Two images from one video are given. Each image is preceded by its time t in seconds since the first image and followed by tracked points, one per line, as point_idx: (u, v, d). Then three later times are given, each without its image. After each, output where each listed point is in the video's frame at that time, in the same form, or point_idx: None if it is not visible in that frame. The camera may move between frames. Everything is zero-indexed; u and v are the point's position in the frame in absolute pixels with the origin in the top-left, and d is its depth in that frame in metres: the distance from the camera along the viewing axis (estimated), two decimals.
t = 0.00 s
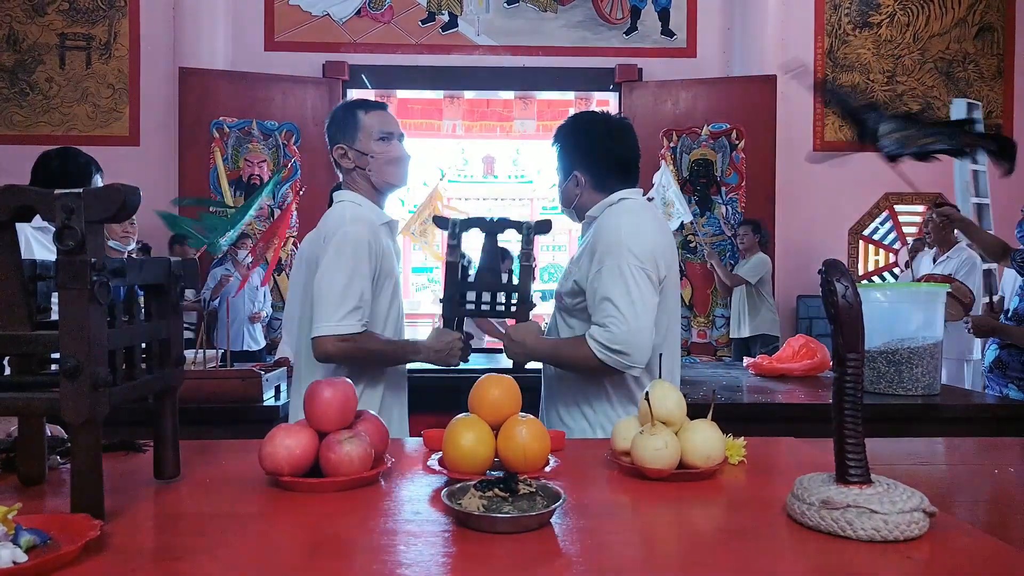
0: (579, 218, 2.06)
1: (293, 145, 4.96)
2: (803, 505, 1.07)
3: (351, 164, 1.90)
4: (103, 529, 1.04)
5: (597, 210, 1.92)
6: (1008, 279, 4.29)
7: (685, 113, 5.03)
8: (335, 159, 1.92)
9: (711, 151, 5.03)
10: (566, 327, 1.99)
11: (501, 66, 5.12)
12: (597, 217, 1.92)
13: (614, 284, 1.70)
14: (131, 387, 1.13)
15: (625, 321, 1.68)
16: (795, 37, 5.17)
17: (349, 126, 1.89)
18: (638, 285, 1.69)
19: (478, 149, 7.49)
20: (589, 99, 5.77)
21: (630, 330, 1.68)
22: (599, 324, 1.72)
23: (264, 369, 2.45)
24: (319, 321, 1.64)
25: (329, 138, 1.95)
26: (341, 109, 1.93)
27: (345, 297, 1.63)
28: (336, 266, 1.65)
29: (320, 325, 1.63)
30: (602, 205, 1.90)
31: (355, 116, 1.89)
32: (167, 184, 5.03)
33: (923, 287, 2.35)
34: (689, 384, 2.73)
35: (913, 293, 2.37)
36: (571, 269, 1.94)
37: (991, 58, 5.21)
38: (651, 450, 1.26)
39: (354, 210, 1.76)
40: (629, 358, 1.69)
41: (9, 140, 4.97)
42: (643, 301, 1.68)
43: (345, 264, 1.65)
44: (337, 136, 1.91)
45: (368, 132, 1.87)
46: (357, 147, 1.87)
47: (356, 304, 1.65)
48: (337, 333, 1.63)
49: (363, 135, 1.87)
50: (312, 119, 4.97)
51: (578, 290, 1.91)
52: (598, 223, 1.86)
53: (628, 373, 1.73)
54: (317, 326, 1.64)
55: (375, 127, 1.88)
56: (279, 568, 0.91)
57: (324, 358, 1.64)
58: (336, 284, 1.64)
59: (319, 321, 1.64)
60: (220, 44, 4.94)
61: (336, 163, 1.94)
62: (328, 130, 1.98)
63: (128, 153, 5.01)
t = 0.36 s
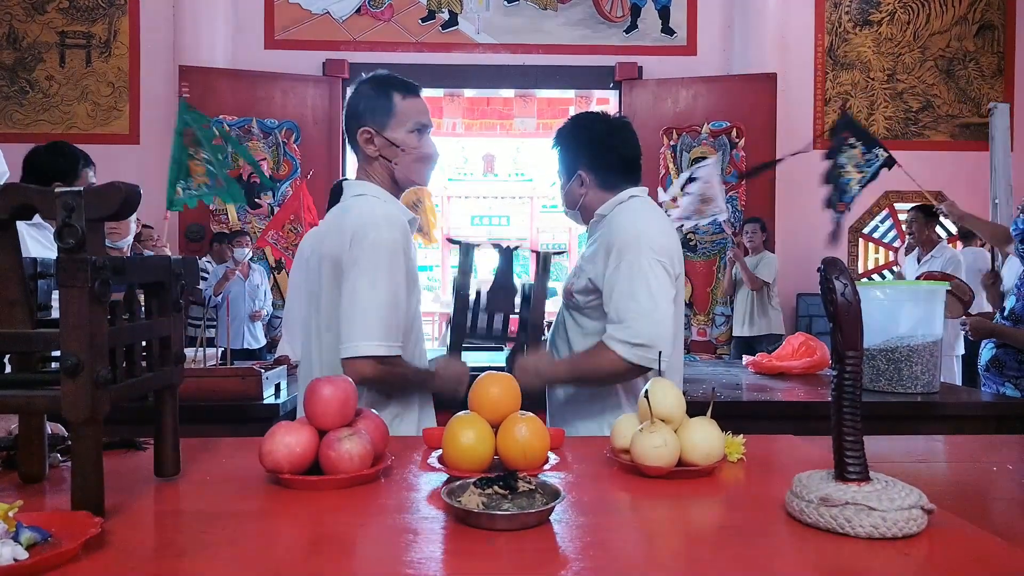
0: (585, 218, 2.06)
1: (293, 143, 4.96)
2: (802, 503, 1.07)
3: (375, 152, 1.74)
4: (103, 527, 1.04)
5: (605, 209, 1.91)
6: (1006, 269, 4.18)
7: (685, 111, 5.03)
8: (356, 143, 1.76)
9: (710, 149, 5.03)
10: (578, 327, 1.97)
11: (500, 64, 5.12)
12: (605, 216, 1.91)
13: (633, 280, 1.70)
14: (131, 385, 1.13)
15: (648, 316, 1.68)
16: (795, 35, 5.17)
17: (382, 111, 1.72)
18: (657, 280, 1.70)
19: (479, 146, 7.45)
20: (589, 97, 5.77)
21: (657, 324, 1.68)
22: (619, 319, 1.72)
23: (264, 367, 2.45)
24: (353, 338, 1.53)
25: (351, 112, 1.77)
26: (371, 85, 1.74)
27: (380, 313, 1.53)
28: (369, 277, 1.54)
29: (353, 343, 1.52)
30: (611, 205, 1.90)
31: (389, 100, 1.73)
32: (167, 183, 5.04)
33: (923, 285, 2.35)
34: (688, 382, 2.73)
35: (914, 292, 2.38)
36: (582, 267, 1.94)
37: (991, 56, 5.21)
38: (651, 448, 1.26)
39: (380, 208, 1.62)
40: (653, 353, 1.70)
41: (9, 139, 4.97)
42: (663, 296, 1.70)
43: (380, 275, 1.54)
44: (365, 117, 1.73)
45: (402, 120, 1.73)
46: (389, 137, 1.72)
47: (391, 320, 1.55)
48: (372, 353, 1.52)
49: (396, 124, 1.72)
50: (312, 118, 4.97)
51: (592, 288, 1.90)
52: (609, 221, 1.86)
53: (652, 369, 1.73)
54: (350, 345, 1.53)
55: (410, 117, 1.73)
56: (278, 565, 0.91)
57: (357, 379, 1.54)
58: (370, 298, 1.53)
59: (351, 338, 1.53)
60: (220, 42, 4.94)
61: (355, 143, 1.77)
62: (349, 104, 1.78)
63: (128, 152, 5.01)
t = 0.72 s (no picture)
0: (583, 217, 2.06)
1: (295, 143, 4.97)
2: (803, 502, 1.08)
3: (396, 151, 1.74)
4: (107, 525, 1.05)
5: (605, 209, 1.91)
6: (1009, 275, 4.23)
7: (687, 111, 5.03)
8: (377, 140, 1.75)
9: (713, 149, 5.03)
10: (578, 327, 1.97)
11: (503, 63, 5.12)
12: (604, 216, 1.91)
13: (638, 280, 1.71)
14: (135, 384, 1.14)
15: (654, 315, 1.69)
16: (797, 35, 5.17)
17: (407, 110, 1.72)
18: (662, 280, 1.71)
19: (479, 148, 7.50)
20: (591, 97, 5.78)
21: (660, 325, 1.69)
22: (623, 320, 1.72)
23: (267, 367, 2.46)
24: (370, 338, 1.53)
25: (372, 110, 1.76)
26: (395, 84, 1.74)
27: (399, 314, 1.53)
28: (389, 278, 1.54)
29: (370, 343, 1.52)
30: (610, 205, 1.90)
31: (412, 100, 1.72)
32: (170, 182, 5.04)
33: (925, 285, 2.34)
34: (690, 382, 2.73)
35: (916, 291, 2.37)
36: (582, 269, 1.93)
37: (994, 55, 5.20)
38: (652, 447, 1.26)
39: (397, 207, 1.61)
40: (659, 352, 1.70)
41: (12, 138, 4.98)
42: (667, 295, 1.71)
43: (400, 276, 1.54)
44: (389, 115, 1.72)
45: (426, 121, 1.72)
46: (413, 138, 1.72)
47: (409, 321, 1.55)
48: (390, 353, 1.52)
49: (420, 124, 1.72)
50: (315, 117, 4.98)
51: (593, 289, 1.89)
52: (609, 222, 1.85)
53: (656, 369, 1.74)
54: (367, 344, 1.53)
55: (434, 117, 1.73)
56: (282, 564, 0.91)
57: (373, 378, 1.54)
58: (389, 298, 1.53)
59: (367, 338, 1.53)
60: (222, 42, 4.95)
61: (375, 140, 1.76)
62: (371, 100, 1.77)
63: (130, 151, 5.02)
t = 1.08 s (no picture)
0: (575, 218, 2.06)
1: (290, 143, 4.95)
2: (798, 501, 1.08)
3: (382, 157, 1.73)
4: (100, 527, 1.04)
5: (594, 211, 1.91)
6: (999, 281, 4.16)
7: (683, 111, 5.04)
8: (361, 149, 1.75)
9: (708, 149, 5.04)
10: (567, 329, 1.98)
11: (499, 63, 5.12)
12: (594, 218, 1.91)
13: (612, 285, 1.71)
14: (129, 385, 1.14)
15: (624, 322, 1.69)
16: (793, 34, 5.18)
17: (390, 116, 1.71)
18: (636, 286, 1.70)
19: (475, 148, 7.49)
20: (586, 97, 5.79)
21: (632, 330, 1.69)
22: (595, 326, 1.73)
23: (262, 367, 2.45)
24: (358, 336, 1.53)
25: (352, 121, 1.75)
26: (373, 94, 1.73)
27: (385, 312, 1.54)
28: (376, 278, 1.55)
29: (358, 340, 1.53)
30: (600, 207, 1.90)
31: (393, 106, 1.72)
32: (164, 182, 5.03)
33: (919, 286, 2.36)
34: (685, 382, 2.73)
35: (910, 292, 2.38)
36: (570, 271, 1.94)
37: (988, 56, 5.22)
38: (648, 448, 1.26)
39: (384, 213, 1.63)
40: (629, 360, 1.70)
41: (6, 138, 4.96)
42: (641, 302, 1.70)
43: (388, 276, 1.56)
44: (369, 124, 1.71)
45: (408, 125, 1.73)
46: (399, 143, 1.72)
47: (397, 320, 1.56)
48: (376, 349, 1.53)
49: (403, 129, 1.72)
50: (310, 117, 4.97)
51: (578, 292, 1.90)
52: (595, 224, 1.85)
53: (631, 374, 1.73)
54: (354, 341, 1.54)
55: (415, 121, 1.73)
56: (276, 565, 0.91)
57: (359, 374, 1.54)
58: (375, 297, 1.54)
59: (356, 334, 1.54)
60: (217, 41, 4.94)
61: (359, 150, 1.75)
62: (350, 111, 1.76)
63: (125, 151, 5.00)
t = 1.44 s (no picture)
0: (574, 219, 2.07)
1: (291, 144, 4.96)
2: (799, 502, 1.08)
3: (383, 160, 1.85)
4: (102, 527, 1.04)
5: (588, 214, 1.92)
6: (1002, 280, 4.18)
7: (683, 112, 5.05)
8: (364, 159, 1.82)
9: (708, 150, 5.05)
10: (560, 329, 2.00)
11: (498, 64, 5.12)
12: (588, 221, 1.92)
13: (596, 288, 1.72)
14: (131, 386, 1.14)
15: (605, 324, 1.69)
16: (793, 34, 5.18)
17: (375, 123, 1.82)
18: (620, 289, 1.70)
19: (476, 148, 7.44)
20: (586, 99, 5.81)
21: (613, 333, 1.69)
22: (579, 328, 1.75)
23: (262, 368, 2.46)
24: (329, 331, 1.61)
25: (343, 140, 1.80)
26: (348, 112, 1.81)
27: (353, 308, 1.61)
28: (346, 278, 1.62)
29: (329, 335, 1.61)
30: (593, 209, 1.90)
31: (372, 115, 1.84)
32: (164, 182, 5.03)
33: (919, 286, 2.36)
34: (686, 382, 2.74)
35: (910, 293, 2.39)
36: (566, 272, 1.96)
37: (988, 57, 5.22)
38: (649, 448, 1.27)
39: (359, 218, 1.71)
40: (609, 362, 1.71)
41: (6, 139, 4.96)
42: (624, 305, 1.69)
43: (356, 275, 1.63)
44: (366, 133, 1.80)
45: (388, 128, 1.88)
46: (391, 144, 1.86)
47: (365, 316, 1.62)
48: (347, 344, 1.61)
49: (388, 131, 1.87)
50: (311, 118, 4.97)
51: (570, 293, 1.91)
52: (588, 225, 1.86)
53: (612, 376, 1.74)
54: (327, 336, 1.62)
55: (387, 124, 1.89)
56: (279, 565, 0.92)
57: (331, 365, 1.63)
58: (345, 294, 1.61)
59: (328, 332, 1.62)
60: (217, 42, 4.94)
61: (358, 164, 1.82)
62: (332, 135, 1.81)
63: (125, 152, 5.01)
